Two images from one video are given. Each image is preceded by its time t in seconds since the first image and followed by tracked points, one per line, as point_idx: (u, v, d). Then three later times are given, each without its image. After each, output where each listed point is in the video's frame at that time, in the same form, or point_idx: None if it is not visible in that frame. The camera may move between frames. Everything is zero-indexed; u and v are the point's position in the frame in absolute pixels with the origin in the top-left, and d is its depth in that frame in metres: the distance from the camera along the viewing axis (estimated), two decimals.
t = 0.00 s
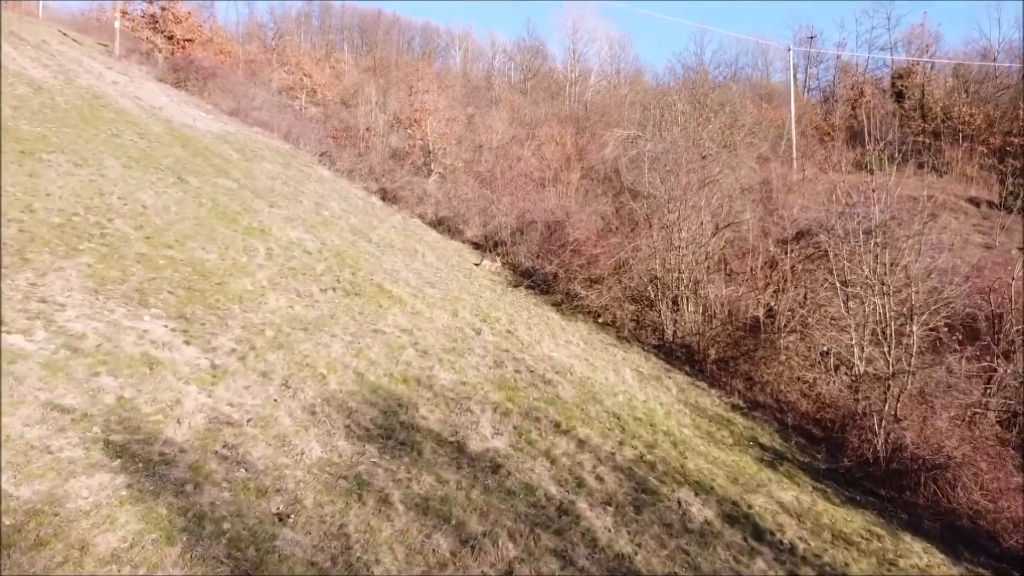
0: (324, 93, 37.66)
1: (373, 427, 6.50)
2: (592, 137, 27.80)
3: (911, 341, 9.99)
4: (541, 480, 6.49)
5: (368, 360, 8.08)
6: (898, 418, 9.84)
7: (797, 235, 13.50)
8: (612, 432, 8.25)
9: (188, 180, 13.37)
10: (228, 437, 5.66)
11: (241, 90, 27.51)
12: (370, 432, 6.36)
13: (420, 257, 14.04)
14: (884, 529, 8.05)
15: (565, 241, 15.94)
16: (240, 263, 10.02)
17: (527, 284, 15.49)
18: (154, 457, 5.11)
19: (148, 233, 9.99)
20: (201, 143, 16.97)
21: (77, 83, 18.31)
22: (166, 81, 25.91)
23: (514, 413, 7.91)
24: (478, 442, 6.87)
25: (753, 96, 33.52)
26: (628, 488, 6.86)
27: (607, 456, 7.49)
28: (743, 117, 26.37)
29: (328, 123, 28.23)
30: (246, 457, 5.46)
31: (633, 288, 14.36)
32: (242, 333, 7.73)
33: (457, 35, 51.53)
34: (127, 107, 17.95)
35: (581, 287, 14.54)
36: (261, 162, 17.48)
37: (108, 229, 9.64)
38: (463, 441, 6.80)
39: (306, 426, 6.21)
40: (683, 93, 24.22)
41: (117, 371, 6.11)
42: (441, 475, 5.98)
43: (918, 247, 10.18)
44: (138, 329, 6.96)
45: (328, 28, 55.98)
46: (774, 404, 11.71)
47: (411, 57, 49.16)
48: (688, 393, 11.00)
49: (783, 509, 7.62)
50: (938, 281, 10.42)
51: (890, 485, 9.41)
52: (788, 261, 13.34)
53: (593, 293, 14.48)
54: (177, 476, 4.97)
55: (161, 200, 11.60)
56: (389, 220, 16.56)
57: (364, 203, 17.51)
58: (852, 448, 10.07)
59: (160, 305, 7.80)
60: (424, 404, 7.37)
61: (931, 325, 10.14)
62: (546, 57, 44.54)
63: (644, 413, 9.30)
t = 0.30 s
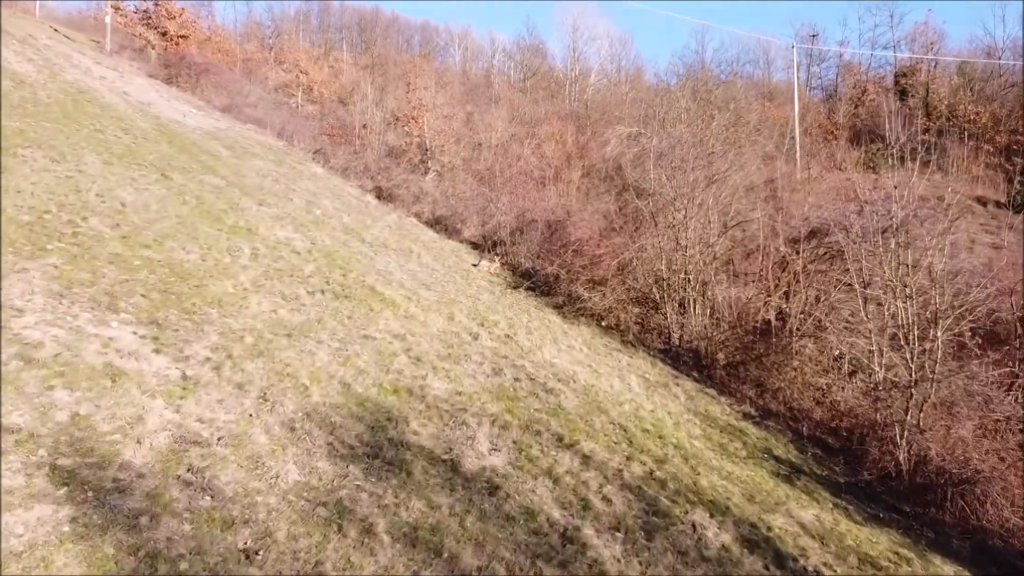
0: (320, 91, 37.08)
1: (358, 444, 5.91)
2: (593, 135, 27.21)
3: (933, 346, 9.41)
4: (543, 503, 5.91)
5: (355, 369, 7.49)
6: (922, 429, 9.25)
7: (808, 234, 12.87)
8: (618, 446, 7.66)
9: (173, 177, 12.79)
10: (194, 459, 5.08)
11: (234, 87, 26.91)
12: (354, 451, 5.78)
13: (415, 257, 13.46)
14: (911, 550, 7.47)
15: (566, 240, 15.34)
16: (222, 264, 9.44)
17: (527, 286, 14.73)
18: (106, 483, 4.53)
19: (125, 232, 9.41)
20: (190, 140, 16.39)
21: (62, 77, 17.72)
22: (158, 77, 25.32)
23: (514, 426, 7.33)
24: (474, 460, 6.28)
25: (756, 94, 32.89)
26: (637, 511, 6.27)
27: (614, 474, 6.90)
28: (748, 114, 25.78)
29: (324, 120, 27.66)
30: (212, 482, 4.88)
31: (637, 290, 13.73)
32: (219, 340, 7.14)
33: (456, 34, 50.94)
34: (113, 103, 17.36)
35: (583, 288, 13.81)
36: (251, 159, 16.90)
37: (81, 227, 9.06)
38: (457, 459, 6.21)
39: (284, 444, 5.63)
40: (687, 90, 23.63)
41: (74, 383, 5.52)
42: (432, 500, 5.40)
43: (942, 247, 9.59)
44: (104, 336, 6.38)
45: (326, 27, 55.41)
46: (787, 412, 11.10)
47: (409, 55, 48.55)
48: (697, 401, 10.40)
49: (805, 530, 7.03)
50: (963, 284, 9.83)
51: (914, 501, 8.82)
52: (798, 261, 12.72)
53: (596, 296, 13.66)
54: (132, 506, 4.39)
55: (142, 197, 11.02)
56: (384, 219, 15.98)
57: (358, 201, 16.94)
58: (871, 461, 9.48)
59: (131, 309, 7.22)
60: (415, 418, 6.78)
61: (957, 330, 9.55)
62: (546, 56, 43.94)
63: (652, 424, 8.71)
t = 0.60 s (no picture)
0: (316, 88, 36.31)
1: (335, 473, 5.19)
2: (595, 133, 26.49)
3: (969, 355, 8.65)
4: (547, 539, 5.17)
5: (337, 382, 6.77)
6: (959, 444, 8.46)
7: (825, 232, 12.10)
8: (629, 467, 6.92)
9: (151, 173, 12.05)
10: (141, 495, 4.35)
11: (226, 82, 26.16)
12: (329, 481, 5.05)
13: (409, 258, 12.73)
14: None
15: (568, 240, 14.62)
16: (197, 265, 8.71)
17: (527, 287, 14.15)
18: (26, 529, 3.80)
19: (92, 230, 8.68)
20: (174, 135, 15.65)
21: (42, 69, 16.96)
22: (147, 72, 24.56)
23: (513, 445, 6.60)
24: (468, 488, 5.56)
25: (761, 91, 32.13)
26: (652, 545, 5.54)
27: (626, 501, 6.17)
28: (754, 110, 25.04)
29: (318, 117, 26.92)
30: (159, 525, 4.15)
31: (644, 292, 12.99)
32: (184, 350, 6.40)
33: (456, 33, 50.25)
34: (95, 96, 16.61)
35: (586, 290, 13.09)
36: (239, 155, 16.16)
37: (42, 225, 8.31)
38: (450, 486, 5.48)
39: (249, 473, 4.91)
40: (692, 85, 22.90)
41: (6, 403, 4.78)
42: (419, 539, 4.67)
43: (979, 247, 8.82)
44: (50, 347, 5.64)
45: (323, 24, 54.65)
46: (806, 424, 10.38)
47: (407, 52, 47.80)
48: (710, 413, 9.67)
49: (838, 562, 6.30)
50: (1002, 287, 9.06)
51: (950, 523, 8.08)
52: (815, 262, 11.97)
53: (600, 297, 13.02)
54: (55, 557, 3.66)
55: (114, 193, 10.28)
56: (377, 217, 15.25)
57: (351, 199, 16.22)
58: (902, 478, 8.73)
59: (88, 315, 6.48)
60: (402, 438, 6.05)
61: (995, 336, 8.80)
62: (546, 54, 43.23)
63: (664, 440, 7.98)
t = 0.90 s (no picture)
0: (312, 85, 35.64)
1: (308, 505, 4.54)
2: (596, 130, 25.87)
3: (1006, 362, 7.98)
4: None
5: (318, 397, 6.11)
6: (996, 460, 7.78)
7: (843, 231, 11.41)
8: (640, 490, 6.27)
9: (130, 168, 11.39)
10: (73, 539, 3.69)
11: (218, 78, 25.50)
12: (301, 516, 4.41)
13: (402, 258, 12.08)
14: None
15: (571, 240, 13.99)
16: (171, 266, 8.04)
17: (528, 289, 13.53)
18: None
19: (56, 228, 8.02)
20: (159, 130, 14.99)
21: (22, 61, 16.28)
22: (136, 67, 23.89)
23: (512, 466, 5.94)
24: (461, 519, 4.91)
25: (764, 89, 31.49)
26: None
27: (639, 530, 5.52)
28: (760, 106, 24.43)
29: (312, 114, 26.27)
30: None
31: (651, 294, 12.33)
32: (146, 361, 5.74)
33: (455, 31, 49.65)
34: (77, 89, 15.94)
35: (590, 292, 12.45)
36: (227, 152, 15.52)
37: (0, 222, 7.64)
38: (440, 518, 4.83)
39: (207, 508, 4.25)
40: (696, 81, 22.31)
41: None
42: None
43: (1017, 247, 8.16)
44: None
45: (320, 21, 54.01)
46: (826, 435, 9.71)
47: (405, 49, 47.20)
48: (723, 424, 9.02)
49: None
50: None
51: (988, 547, 7.39)
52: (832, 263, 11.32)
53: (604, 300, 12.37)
54: None
55: (86, 189, 9.62)
56: (370, 216, 14.61)
57: (343, 197, 15.59)
58: (933, 496, 8.06)
59: (39, 323, 5.82)
60: (388, 460, 5.40)
61: None
62: (546, 52, 42.65)
63: (677, 456, 7.34)
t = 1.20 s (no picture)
0: (308, 82, 35.06)
1: (278, 542, 3.97)
2: (598, 127, 25.34)
3: None
4: None
5: (296, 411, 5.54)
6: None
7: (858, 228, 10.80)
8: (653, 513, 5.69)
9: (109, 163, 10.79)
10: None
11: (211, 74, 24.92)
12: (268, 556, 3.84)
13: (396, 258, 11.50)
14: None
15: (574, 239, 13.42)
16: (144, 267, 7.45)
17: (528, 290, 12.98)
18: None
19: (20, 226, 7.42)
20: (144, 124, 14.40)
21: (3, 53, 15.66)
22: (126, 62, 23.30)
23: (512, 489, 5.36)
24: (453, 555, 4.34)
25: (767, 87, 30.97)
26: None
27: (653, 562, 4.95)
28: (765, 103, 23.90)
29: (308, 111, 25.70)
30: None
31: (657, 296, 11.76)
32: (104, 373, 5.15)
33: (454, 30, 49.07)
34: (61, 82, 15.34)
35: (594, 293, 11.88)
36: (216, 147, 14.94)
37: None
38: (430, 554, 4.26)
39: (158, 548, 3.68)
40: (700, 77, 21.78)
41: None
42: None
43: None
44: None
45: (317, 19, 53.42)
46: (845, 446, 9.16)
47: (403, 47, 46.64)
48: (738, 436, 8.44)
49: None
50: None
51: None
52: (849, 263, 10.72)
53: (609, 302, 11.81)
54: None
55: (59, 184, 9.02)
56: (364, 214, 14.03)
57: (337, 194, 15.01)
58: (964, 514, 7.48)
59: None
60: (372, 484, 4.83)
61: None
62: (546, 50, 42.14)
63: (690, 473, 6.76)
